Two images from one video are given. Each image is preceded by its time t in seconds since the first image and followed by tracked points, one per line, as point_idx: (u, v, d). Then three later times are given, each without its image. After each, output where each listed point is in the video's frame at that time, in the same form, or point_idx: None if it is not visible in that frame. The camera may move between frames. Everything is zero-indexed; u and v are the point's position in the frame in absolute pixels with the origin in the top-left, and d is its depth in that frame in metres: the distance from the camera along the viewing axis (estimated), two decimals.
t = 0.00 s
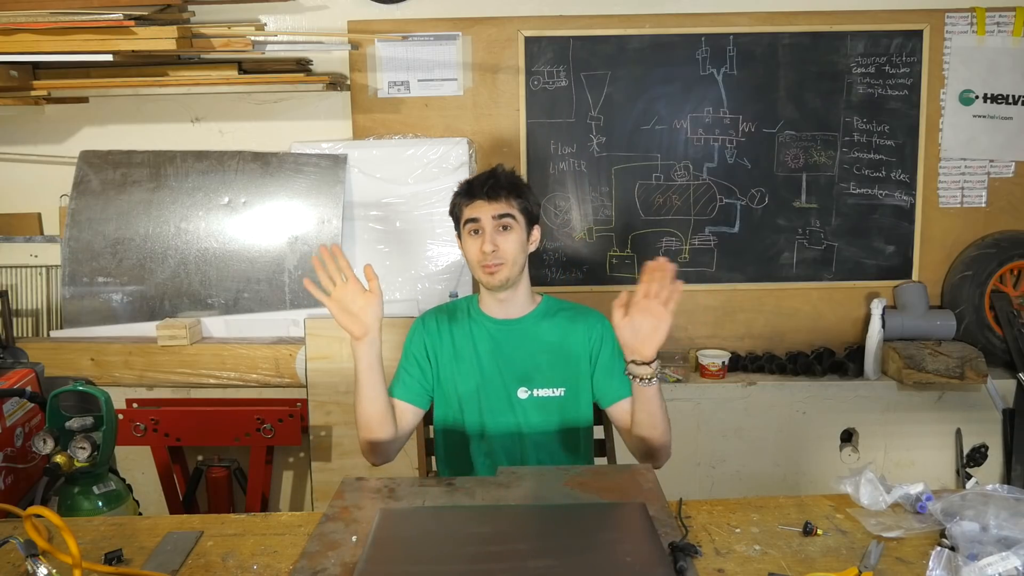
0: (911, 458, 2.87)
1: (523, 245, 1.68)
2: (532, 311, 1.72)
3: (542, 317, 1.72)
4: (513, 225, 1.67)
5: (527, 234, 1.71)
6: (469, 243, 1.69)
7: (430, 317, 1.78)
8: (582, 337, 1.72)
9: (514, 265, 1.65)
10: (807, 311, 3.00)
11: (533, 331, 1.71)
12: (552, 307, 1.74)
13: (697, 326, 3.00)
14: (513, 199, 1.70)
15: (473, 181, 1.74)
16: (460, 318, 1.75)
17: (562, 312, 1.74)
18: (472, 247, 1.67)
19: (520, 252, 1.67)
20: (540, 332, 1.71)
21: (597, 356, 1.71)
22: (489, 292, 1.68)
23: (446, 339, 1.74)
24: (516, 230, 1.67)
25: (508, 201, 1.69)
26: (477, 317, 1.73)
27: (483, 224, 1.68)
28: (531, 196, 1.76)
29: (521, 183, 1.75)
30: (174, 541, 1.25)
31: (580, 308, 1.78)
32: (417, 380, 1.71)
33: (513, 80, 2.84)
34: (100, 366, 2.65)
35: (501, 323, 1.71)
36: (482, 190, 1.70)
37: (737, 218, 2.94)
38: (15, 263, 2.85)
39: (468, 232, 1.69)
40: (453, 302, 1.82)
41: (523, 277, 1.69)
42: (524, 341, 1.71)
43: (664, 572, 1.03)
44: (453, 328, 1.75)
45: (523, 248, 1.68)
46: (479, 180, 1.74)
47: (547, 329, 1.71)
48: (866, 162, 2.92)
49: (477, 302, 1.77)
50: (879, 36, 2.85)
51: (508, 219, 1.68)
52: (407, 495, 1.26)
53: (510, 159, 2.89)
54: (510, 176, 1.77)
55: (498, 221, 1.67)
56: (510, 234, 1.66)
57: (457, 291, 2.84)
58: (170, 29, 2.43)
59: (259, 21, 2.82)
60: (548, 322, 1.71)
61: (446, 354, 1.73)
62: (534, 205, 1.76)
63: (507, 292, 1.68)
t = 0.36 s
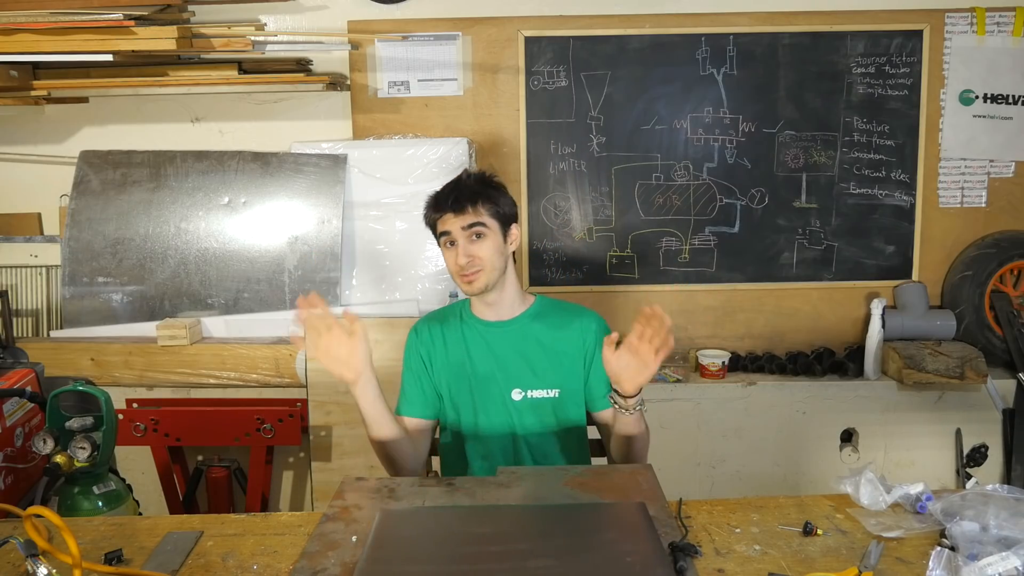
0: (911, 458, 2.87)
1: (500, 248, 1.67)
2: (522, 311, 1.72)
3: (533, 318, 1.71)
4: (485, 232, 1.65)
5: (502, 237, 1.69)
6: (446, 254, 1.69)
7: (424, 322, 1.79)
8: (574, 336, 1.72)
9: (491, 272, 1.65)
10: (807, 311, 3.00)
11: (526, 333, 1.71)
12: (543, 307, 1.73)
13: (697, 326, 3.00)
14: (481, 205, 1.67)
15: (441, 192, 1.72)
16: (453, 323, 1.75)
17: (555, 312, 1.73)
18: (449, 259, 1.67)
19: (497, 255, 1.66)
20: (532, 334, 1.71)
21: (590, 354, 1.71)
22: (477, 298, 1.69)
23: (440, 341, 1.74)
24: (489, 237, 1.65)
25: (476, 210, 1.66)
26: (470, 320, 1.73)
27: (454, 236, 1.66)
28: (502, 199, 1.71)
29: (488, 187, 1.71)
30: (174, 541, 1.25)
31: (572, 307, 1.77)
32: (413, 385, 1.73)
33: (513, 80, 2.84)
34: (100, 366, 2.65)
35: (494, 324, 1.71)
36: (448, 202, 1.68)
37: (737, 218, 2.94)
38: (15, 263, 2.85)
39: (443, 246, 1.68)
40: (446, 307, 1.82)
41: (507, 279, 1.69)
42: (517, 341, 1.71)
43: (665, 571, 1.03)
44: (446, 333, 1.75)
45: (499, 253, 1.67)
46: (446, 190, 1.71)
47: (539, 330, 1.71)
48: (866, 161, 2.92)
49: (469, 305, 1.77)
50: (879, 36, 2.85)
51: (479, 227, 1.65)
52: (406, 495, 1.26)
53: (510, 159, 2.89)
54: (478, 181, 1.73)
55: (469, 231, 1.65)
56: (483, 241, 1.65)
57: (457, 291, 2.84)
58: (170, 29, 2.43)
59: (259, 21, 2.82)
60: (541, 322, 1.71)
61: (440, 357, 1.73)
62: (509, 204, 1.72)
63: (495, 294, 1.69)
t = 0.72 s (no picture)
0: (912, 458, 2.87)
1: (488, 261, 1.60)
2: (522, 308, 1.71)
3: (530, 317, 1.70)
4: (471, 249, 1.57)
5: (488, 249, 1.61)
6: (433, 277, 1.61)
7: (418, 326, 1.78)
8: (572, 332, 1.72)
9: (485, 288, 1.59)
10: (807, 311, 3.00)
11: (525, 332, 1.70)
12: (538, 305, 1.72)
13: (697, 326, 3.00)
14: (460, 223, 1.58)
15: (413, 214, 1.62)
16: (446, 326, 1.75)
17: (553, 310, 1.73)
18: (439, 283, 1.61)
19: (487, 270, 1.59)
20: (531, 333, 1.70)
21: (590, 349, 1.71)
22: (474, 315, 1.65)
23: (437, 345, 1.74)
24: (476, 253, 1.58)
25: (455, 229, 1.57)
26: (468, 323, 1.72)
27: (438, 260, 1.58)
28: (478, 208, 1.62)
29: (460, 200, 1.61)
30: (174, 541, 1.25)
31: (568, 302, 1.77)
32: (411, 385, 1.74)
33: (513, 80, 2.84)
34: (100, 366, 2.65)
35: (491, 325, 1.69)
36: (424, 225, 1.58)
37: (737, 218, 2.94)
38: (15, 263, 2.85)
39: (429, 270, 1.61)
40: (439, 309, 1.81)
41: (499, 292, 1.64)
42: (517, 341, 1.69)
43: (665, 571, 1.03)
44: (443, 336, 1.74)
45: (488, 266, 1.60)
46: (419, 213, 1.61)
47: (538, 329, 1.70)
48: (866, 162, 2.92)
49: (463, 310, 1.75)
50: (879, 36, 2.85)
51: (462, 245, 1.57)
52: (406, 495, 1.26)
53: (510, 159, 2.89)
54: (448, 194, 1.62)
55: (453, 253, 1.57)
56: (470, 259, 1.57)
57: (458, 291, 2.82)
58: (170, 29, 2.43)
59: (259, 21, 2.82)
60: (539, 321, 1.71)
61: (438, 361, 1.73)
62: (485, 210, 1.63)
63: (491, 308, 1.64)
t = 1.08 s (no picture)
0: (912, 458, 2.87)
1: (505, 271, 1.55)
2: (529, 313, 1.68)
3: (538, 321, 1.67)
4: (490, 258, 1.52)
5: (504, 258, 1.56)
6: (446, 284, 1.55)
7: (416, 327, 1.73)
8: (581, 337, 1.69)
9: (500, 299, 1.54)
10: (807, 311, 3.00)
11: (531, 339, 1.67)
12: (545, 309, 1.69)
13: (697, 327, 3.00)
14: (481, 230, 1.52)
15: (430, 217, 1.55)
16: (449, 327, 1.70)
17: (559, 314, 1.70)
18: (452, 289, 1.54)
19: (503, 280, 1.54)
20: (538, 339, 1.67)
21: (598, 356, 1.69)
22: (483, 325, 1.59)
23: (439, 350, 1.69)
24: (494, 262, 1.52)
25: (476, 237, 1.51)
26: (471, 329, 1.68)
27: (455, 267, 1.52)
28: (497, 215, 1.57)
29: (480, 206, 1.55)
30: (174, 541, 1.25)
31: (575, 306, 1.74)
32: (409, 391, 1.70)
33: (513, 80, 2.84)
34: (100, 366, 2.65)
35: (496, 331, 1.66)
36: (442, 230, 1.51)
37: (737, 218, 2.94)
38: (15, 263, 2.85)
39: (443, 275, 1.54)
40: (437, 308, 1.76)
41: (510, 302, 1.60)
42: (522, 348, 1.66)
43: (665, 571, 1.03)
44: (444, 338, 1.69)
45: (504, 276, 1.55)
46: (437, 216, 1.54)
47: (545, 335, 1.67)
48: (866, 161, 2.92)
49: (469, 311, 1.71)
50: (879, 36, 2.85)
51: (481, 254, 1.51)
52: (407, 495, 1.26)
53: (510, 159, 2.89)
54: (466, 199, 1.56)
55: (472, 260, 1.51)
56: (488, 268, 1.52)
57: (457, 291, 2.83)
58: (170, 29, 2.43)
59: (259, 21, 2.82)
60: (545, 326, 1.68)
61: (439, 367, 1.68)
62: (504, 219, 1.58)
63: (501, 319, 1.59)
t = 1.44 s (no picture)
0: (912, 459, 2.87)
1: (508, 294, 1.52)
2: (536, 326, 1.66)
3: (546, 334, 1.66)
4: (493, 284, 1.49)
5: (508, 280, 1.53)
6: (448, 304, 1.52)
7: (422, 336, 1.71)
8: (588, 353, 1.68)
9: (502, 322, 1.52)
10: (807, 311, 3.00)
11: (537, 354, 1.65)
12: (554, 322, 1.68)
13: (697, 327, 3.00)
14: (485, 255, 1.47)
15: (432, 238, 1.49)
16: (455, 337, 1.68)
17: (567, 328, 1.68)
18: (454, 311, 1.52)
19: (507, 304, 1.52)
20: (544, 355, 1.66)
21: (604, 371, 1.68)
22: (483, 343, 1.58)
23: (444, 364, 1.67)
24: (497, 288, 1.49)
25: (479, 264, 1.46)
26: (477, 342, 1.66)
27: (457, 292, 1.48)
28: (503, 235, 1.52)
29: (485, 229, 1.50)
30: (174, 541, 1.25)
31: (584, 319, 1.72)
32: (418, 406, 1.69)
33: (513, 80, 2.84)
34: (100, 366, 2.66)
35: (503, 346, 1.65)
36: (444, 255, 1.46)
37: (737, 218, 2.94)
38: (15, 263, 2.85)
39: (445, 297, 1.51)
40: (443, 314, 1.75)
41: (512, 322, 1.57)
42: (528, 364, 1.65)
43: (665, 571, 1.03)
44: (448, 352, 1.67)
45: (508, 299, 1.52)
46: (439, 238, 1.48)
47: (551, 351, 1.66)
48: (866, 162, 2.92)
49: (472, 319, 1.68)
50: (879, 36, 2.85)
51: (485, 280, 1.47)
52: (406, 495, 1.26)
53: (510, 158, 2.89)
54: (470, 220, 1.50)
55: (475, 287, 1.47)
56: (491, 294, 1.49)
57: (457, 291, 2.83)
58: (170, 29, 2.43)
59: (259, 21, 2.82)
60: (552, 341, 1.66)
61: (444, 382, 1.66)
62: (509, 238, 1.53)
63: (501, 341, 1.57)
